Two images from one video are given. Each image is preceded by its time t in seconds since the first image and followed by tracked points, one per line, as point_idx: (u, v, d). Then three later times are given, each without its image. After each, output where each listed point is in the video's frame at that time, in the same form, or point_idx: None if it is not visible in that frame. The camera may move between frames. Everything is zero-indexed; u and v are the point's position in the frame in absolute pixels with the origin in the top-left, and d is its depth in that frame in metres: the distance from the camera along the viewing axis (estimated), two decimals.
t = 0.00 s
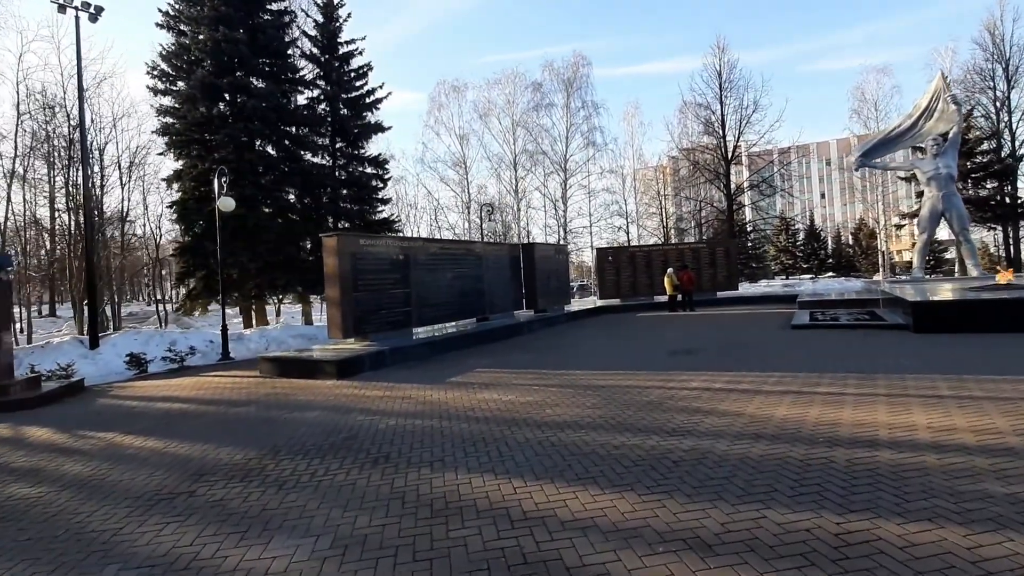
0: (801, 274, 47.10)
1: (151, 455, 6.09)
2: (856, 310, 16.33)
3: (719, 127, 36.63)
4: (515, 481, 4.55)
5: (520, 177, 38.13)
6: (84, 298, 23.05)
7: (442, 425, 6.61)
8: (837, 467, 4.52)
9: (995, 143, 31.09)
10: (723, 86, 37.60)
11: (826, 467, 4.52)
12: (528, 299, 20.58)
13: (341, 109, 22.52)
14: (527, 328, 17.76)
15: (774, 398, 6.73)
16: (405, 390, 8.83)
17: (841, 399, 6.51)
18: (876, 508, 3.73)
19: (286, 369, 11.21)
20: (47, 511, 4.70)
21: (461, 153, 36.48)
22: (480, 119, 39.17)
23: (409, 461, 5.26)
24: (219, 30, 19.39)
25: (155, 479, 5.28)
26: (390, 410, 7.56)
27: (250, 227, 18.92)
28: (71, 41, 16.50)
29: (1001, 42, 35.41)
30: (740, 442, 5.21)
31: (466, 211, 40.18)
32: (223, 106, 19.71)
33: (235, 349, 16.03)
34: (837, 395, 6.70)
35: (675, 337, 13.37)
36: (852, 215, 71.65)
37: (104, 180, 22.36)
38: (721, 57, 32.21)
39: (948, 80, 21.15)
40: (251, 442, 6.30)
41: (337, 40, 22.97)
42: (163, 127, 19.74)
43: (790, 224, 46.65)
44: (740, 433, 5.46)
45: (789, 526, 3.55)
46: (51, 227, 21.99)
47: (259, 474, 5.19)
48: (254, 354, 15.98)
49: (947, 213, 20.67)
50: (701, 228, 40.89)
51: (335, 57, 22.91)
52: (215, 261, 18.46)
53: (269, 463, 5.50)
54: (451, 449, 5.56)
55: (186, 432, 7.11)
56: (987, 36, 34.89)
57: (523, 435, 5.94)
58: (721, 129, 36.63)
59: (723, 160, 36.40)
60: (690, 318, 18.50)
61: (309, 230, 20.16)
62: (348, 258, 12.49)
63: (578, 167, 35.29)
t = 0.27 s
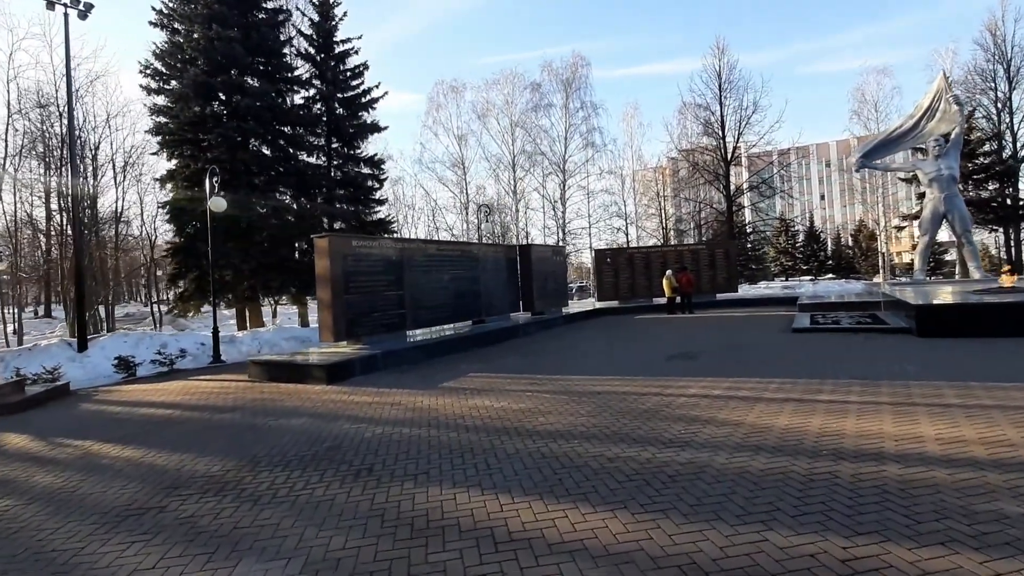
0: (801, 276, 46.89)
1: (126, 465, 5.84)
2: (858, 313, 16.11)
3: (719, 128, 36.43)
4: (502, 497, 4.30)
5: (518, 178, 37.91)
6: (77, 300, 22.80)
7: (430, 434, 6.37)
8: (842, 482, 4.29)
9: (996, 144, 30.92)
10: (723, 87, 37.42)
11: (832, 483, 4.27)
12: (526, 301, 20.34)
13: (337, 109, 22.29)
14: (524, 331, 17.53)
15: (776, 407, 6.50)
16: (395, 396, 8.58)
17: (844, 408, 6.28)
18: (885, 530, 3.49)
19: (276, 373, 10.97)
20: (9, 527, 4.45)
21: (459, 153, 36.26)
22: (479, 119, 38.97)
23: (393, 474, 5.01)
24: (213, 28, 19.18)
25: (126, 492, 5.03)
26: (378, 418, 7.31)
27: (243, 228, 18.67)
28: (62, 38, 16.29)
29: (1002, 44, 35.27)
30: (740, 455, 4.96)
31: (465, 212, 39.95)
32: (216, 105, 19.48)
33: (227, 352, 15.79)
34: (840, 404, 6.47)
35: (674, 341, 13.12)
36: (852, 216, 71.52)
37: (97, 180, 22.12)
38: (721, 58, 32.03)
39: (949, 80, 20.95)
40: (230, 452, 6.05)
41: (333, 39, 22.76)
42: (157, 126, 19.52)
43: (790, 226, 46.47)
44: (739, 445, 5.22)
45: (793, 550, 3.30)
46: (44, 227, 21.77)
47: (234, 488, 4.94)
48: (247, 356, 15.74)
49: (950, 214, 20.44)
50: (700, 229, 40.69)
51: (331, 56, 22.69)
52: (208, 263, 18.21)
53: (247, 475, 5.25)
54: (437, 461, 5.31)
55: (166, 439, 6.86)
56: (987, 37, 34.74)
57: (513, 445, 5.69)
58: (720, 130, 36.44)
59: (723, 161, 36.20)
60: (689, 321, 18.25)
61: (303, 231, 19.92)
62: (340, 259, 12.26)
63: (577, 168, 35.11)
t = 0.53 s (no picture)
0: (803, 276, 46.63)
1: (109, 472, 5.65)
2: (862, 312, 15.88)
3: (720, 127, 36.15)
4: (495, 508, 4.10)
5: (518, 177, 37.69)
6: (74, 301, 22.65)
7: (423, 440, 6.16)
8: (852, 493, 4.08)
9: (1000, 142, 30.64)
10: (724, 85, 37.17)
11: (842, 494, 4.05)
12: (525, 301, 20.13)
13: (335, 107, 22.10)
14: (523, 331, 17.32)
15: (781, 411, 6.29)
16: (389, 399, 8.38)
17: (851, 413, 6.08)
18: (900, 546, 3.29)
19: (269, 374, 10.77)
20: None
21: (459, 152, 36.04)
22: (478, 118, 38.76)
23: (383, 483, 4.81)
24: (209, 26, 18.99)
25: (105, 502, 4.84)
26: (371, 422, 7.11)
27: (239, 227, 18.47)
28: (56, 36, 16.13)
29: (1006, 41, 34.98)
30: (745, 463, 4.75)
31: (464, 211, 39.75)
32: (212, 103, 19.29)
33: (223, 353, 15.61)
34: (847, 408, 6.26)
35: (675, 342, 12.91)
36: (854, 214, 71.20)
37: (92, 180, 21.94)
38: (722, 55, 31.78)
39: (953, 77, 20.70)
40: (217, 459, 5.86)
41: (331, 37, 22.57)
42: (152, 125, 19.34)
43: (791, 225, 46.22)
44: (743, 452, 5.01)
45: (803, 569, 3.10)
46: (40, 227, 21.61)
47: (218, 498, 4.74)
48: (242, 357, 15.55)
49: (954, 212, 20.18)
50: (702, 228, 40.45)
51: (329, 55, 22.51)
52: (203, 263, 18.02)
53: (232, 484, 5.06)
54: (429, 469, 5.11)
55: (153, 445, 6.67)
56: (991, 35, 34.46)
57: (509, 452, 5.48)
58: (721, 129, 36.19)
59: (725, 160, 35.94)
60: (691, 321, 18.04)
61: (301, 230, 19.73)
62: (335, 259, 12.06)
63: (578, 167, 34.87)
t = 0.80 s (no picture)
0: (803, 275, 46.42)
1: (87, 478, 5.41)
2: (865, 312, 15.64)
3: (720, 126, 35.92)
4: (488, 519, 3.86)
5: (518, 176, 37.45)
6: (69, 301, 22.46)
7: (415, 443, 5.92)
8: (867, 502, 3.85)
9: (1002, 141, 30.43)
10: (724, 84, 36.95)
11: (857, 504, 3.82)
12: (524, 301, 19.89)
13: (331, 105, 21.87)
14: (521, 331, 17.09)
15: (787, 414, 6.06)
16: (383, 401, 8.15)
17: (860, 415, 5.85)
18: (922, 561, 3.06)
19: (261, 376, 10.53)
20: None
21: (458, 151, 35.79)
22: (477, 117, 38.51)
23: (371, 491, 4.57)
24: (203, 22, 18.76)
25: (78, 511, 4.60)
26: (363, 424, 6.88)
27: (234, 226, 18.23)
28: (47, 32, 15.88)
29: (1008, 39, 34.76)
30: (752, 469, 4.52)
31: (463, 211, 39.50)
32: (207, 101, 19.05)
33: (216, 354, 15.37)
34: (856, 410, 6.02)
35: (676, 342, 12.67)
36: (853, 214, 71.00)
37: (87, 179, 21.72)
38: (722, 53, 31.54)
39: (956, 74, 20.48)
40: (199, 464, 5.62)
41: (327, 34, 22.34)
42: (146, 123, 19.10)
43: (792, 225, 46.02)
44: (750, 457, 4.78)
45: None
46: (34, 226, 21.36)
47: (197, 507, 4.50)
48: (237, 358, 15.32)
49: (958, 211, 19.96)
50: (702, 228, 40.24)
51: (325, 52, 22.29)
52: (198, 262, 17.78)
53: (213, 492, 4.81)
54: (420, 476, 4.86)
55: (136, 449, 6.44)
56: (992, 33, 34.24)
57: (504, 458, 5.24)
58: (722, 127, 35.95)
59: (725, 159, 35.72)
60: (692, 321, 17.81)
61: (297, 229, 19.50)
62: (329, 258, 11.82)
63: (577, 167, 34.64)
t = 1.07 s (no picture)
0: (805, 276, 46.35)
1: (67, 487, 5.19)
2: (870, 313, 15.40)
3: (722, 125, 35.68)
4: (483, 536, 3.64)
5: (518, 176, 37.22)
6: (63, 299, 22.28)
7: (410, 450, 5.70)
8: (885, 519, 3.63)
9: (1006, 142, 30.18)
10: (726, 84, 36.72)
11: (876, 521, 3.60)
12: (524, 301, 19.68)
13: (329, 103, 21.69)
14: (521, 332, 16.87)
15: (796, 421, 5.84)
16: (377, 405, 7.93)
17: (871, 423, 5.62)
18: None
19: (255, 377, 10.31)
20: None
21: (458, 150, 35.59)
22: (478, 116, 38.30)
23: (361, 503, 4.35)
24: (200, 18, 18.56)
25: (54, 523, 4.39)
26: (355, 429, 6.65)
27: (229, 225, 18.07)
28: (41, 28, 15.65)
29: (1012, 39, 34.54)
30: (762, 481, 4.30)
31: (464, 211, 39.27)
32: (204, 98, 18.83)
33: (212, 354, 15.15)
34: (866, 417, 5.80)
35: (679, 344, 12.44)
36: (855, 215, 70.75)
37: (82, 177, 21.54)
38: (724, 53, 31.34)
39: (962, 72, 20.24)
40: (184, 472, 5.40)
41: (326, 31, 22.15)
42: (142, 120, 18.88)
43: (793, 225, 45.85)
44: (760, 468, 4.56)
45: None
46: (30, 225, 21.15)
47: (178, 519, 4.29)
48: (232, 358, 15.10)
49: (964, 211, 19.73)
50: (703, 228, 40.00)
51: (324, 49, 22.09)
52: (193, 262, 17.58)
53: (196, 503, 4.59)
54: (413, 486, 4.64)
55: (121, 454, 6.21)
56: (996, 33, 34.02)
57: (502, 467, 5.01)
58: (724, 127, 35.71)
59: (727, 158, 35.47)
60: (693, 322, 17.59)
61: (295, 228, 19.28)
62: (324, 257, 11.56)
63: (578, 166, 34.44)
